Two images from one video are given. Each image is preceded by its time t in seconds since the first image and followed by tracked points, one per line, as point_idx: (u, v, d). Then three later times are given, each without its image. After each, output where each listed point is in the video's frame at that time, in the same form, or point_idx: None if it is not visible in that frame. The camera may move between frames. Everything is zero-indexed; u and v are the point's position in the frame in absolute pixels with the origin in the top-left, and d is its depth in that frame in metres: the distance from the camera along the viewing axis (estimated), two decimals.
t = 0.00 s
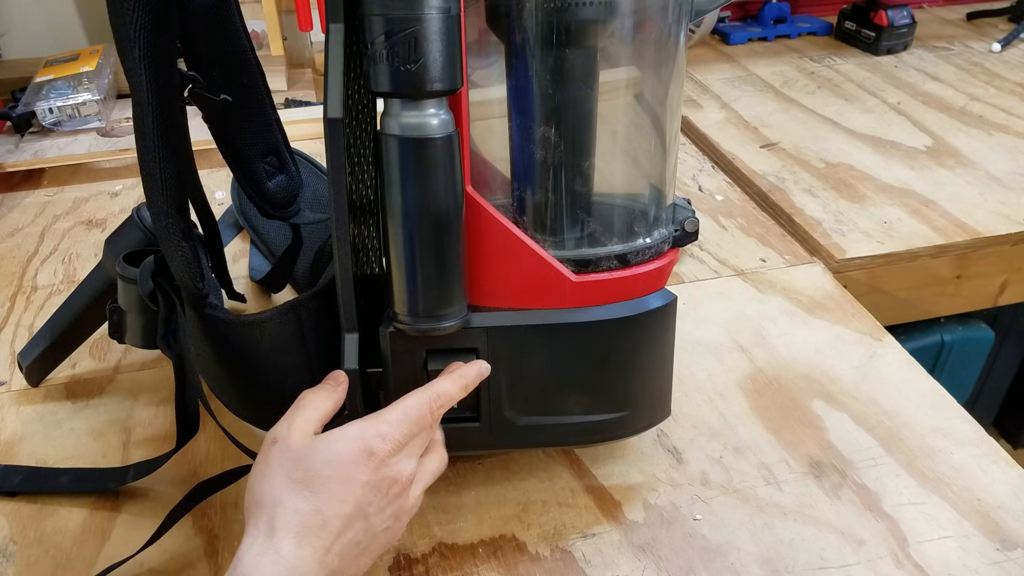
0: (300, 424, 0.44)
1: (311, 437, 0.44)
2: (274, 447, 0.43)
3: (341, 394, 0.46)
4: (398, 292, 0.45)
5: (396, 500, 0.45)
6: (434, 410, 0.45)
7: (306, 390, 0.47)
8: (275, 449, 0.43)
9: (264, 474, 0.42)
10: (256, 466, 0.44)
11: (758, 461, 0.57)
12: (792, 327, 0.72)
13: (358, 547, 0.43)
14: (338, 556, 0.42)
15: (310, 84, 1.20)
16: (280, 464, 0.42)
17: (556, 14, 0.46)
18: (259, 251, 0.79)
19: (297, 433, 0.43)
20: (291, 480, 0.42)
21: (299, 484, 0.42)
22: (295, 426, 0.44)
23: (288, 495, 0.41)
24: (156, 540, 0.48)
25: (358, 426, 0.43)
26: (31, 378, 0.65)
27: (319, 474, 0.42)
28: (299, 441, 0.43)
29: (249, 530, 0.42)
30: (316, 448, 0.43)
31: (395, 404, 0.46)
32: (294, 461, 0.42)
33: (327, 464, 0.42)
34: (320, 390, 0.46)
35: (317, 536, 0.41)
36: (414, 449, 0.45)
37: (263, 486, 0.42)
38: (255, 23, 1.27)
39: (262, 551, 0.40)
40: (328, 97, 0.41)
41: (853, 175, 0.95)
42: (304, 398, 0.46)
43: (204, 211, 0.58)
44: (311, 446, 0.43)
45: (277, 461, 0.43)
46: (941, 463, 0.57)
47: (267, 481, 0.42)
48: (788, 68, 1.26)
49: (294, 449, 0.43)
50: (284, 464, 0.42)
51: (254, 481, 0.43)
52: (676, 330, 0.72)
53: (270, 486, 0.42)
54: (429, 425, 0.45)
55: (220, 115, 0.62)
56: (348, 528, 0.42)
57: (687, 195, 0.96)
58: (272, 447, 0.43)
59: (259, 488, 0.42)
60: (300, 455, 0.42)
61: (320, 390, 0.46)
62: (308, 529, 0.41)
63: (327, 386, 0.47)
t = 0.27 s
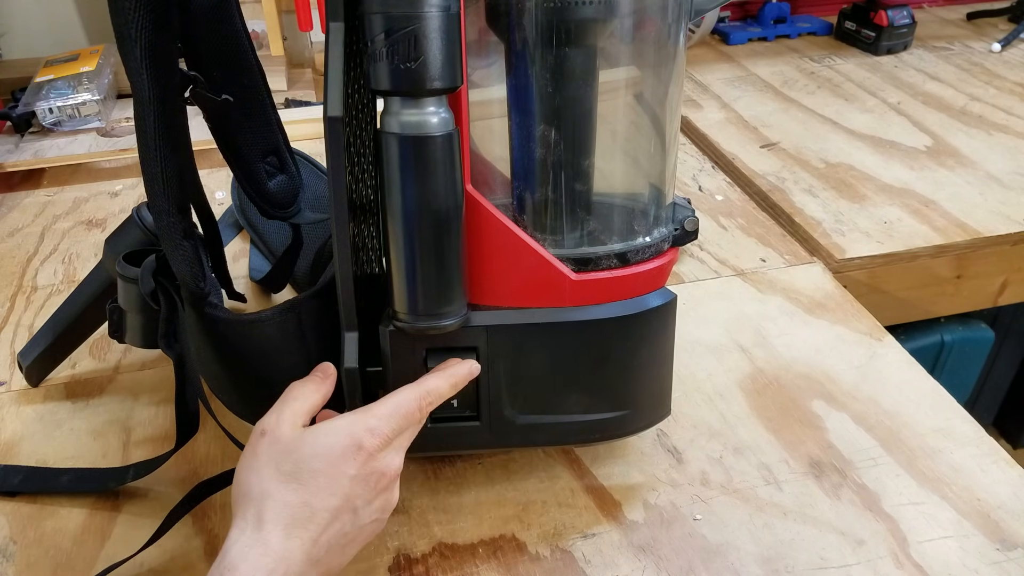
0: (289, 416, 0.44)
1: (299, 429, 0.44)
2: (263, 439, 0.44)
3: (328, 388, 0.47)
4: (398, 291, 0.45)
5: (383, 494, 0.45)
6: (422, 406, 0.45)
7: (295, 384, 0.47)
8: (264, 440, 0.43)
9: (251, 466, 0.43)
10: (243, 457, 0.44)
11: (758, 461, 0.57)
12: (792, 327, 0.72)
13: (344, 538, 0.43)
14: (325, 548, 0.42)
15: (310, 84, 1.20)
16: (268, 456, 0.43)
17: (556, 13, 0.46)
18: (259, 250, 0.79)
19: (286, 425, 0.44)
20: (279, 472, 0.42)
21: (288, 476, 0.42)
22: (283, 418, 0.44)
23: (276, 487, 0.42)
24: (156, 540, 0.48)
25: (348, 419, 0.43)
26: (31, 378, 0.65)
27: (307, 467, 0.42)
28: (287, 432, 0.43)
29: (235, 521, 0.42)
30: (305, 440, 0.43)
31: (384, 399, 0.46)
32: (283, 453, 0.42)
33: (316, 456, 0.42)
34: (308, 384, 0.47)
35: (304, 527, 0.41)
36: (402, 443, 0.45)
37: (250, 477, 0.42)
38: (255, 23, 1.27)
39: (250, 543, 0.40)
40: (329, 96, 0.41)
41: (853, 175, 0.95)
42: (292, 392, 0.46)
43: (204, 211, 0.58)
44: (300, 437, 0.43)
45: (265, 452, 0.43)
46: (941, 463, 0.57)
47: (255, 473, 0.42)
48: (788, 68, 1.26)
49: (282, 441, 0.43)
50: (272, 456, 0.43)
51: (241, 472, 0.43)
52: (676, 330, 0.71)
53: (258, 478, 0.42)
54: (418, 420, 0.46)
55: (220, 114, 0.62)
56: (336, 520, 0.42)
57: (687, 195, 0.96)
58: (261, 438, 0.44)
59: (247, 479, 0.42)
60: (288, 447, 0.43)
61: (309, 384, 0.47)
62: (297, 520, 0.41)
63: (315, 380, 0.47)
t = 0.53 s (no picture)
0: (285, 411, 0.44)
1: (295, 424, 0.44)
2: (259, 433, 0.44)
3: (324, 382, 0.47)
4: (398, 291, 0.45)
5: (376, 491, 0.45)
6: (419, 405, 0.45)
7: (291, 378, 0.47)
8: (260, 435, 0.43)
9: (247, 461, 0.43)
10: (238, 451, 0.45)
11: (758, 461, 0.57)
12: (792, 327, 0.72)
13: (337, 534, 0.44)
14: (318, 543, 0.42)
15: (310, 84, 1.20)
16: (264, 451, 0.43)
17: (556, 13, 0.46)
18: (259, 250, 0.79)
19: (282, 422, 0.44)
20: (275, 467, 0.42)
21: (284, 472, 0.42)
22: (280, 412, 0.44)
23: (271, 482, 0.42)
24: (156, 539, 0.48)
25: (344, 416, 0.43)
26: (31, 378, 0.65)
27: (303, 463, 0.42)
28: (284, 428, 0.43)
29: (230, 515, 0.42)
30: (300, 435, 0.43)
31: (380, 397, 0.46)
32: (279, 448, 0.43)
33: (311, 452, 0.42)
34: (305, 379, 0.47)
35: (299, 523, 0.41)
36: (397, 441, 0.45)
37: (245, 472, 0.43)
38: (255, 23, 1.27)
39: (245, 538, 0.41)
40: (329, 96, 0.41)
41: (853, 175, 0.95)
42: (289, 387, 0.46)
43: (204, 211, 0.58)
44: (296, 433, 0.43)
45: (261, 447, 0.43)
46: (941, 463, 0.57)
47: (250, 467, 0.43)
48: (788, 68, 1.26)
49: (278, 436, 0.43)
50: (267, 451, 0.43)
51: (236, 466, 0.44)
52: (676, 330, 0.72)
53: (254, 473, 0.42)
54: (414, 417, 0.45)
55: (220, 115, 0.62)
56: (329, 516, 0.43)
57: (687, 195, 0.96)
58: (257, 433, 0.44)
59: (242, 474, 0.43)
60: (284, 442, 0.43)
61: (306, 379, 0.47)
62: (291, 516, 0.41)
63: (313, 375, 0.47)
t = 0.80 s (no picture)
0: (304, 409, 0.42)
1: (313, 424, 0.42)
2: (276, 431, 0.41)
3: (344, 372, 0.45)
4: (398, 291, 0.45)
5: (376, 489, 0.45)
6: (430, 413, 0.45)
7: (305, 364, 0.44)
8: (278, 436, 0.41)
9: (261, 460, 0.41)
10: (247, 443, 0.42)
11: (758, 461, 0.57)
12: (793, 327, 0.72)
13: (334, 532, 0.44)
14: (319, 543, 0.43)
15: (310, 84, 1.20)
16: (282, 454, 0.41)
17: (556, 13, 0.46)
18: (259, 250, 0.79)
19: (299, 420, 0.42)
20: (292, 473, 0.41)
21: (301, 479, 0.41)
22: (299, 410, 0.42)
23: (288, 487, 0.41)
24: (156, 540, 0.48)
25: (360, 421, 0.43)
26: (31, 378, 0.65)
27: (320, 470, 0.41)
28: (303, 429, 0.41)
29: (239, 512, 0.41)
30: (319, 440, 0.41)
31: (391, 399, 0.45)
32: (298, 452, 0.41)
33: (330, 463, 0.41)
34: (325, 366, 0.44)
35: (308, 527, 0.41)
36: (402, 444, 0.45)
37: (260, 474, 0.41)
38: (254, 23, 1.27)
39: (256, 542, 0.40)
40: (329, 96, 0.41)
41: (853, 175, 0.95)
42: (304, 376, 0.43)
43: (204, 211, 0.58)
44: (316, 437, 0.41)
45: (278, 449, 0.41)
46: (941, 463, 0.57)
47: (264, 470, 0.41)
48: (788, 68, 1.26)
49: (297, 439, 0.41)
50: (285, 453, 0.41)
51: (248, 462, 0.41)
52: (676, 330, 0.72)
53: (269, 477, 0.41)
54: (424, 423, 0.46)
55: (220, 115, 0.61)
56: (334, 519, 0.43)
57: (687, 195, 0.96)
58: (274, 432, 0.41)
59: (253, 473, 0.41)
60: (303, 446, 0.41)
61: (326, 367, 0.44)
62: (302, 523, 0.41)
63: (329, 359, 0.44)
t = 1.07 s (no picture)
0: (295, 400, 0.42)
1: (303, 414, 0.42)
2: (267, 422, 0.42)
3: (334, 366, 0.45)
4: (398, 291, 0.45)
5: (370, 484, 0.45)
6: (424, 407, 0.45)
7: (295, 359, 0.45)
8: (268, 426, 0.42)
9: (252, 451, 0.41)
10: (239, 436, 0.43)
11: (758, 461, 0.57)
12: (793, 327, 0.72)
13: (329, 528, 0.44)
14: (313, 539, 0.43)
15: (310, 84, 1.20)
16: (273, 443, 0.41)
17: (555, 13, 0.46)
18: (259, 250, 0.79)
19: (290, 410, 0.42)
20: (283, 463, 0.41)
21: (292, 469, 0.41)
22: (290, 400, 0.42)
23: (280, 478, 0.41)
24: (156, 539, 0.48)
25: (351, 412, 0.43)
26: (31, 378, 0.65)
27: (313, 461, 0.41)
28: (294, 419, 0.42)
29: (231, 505, 0.41)
30: (310, 429, 0.42)
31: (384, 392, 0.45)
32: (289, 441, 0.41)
33: (321, 451, 0.41)
34: (315, 361, 0.44)
35: (301, 519, 0.41)
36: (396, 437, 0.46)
37: (251, 464, 0.41)
38: (255, 23, 1.27)
39: (249, 534, 0.40)
40: (329, 96, 0.41)
41: (853, 175, 0.95)
42: (294, 370, 0.44)
43: (204, 211, 0.58)
44: (307, 426, 0.42)
45: (269, 439, 0.41)
46: (941, 463, 0.57)
47: (255, 460, 0.41)
48: (789, 68, 1.26)
49: (288, 429, 0.41)
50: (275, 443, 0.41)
51: (240, 453, 0.42)
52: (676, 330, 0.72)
53: (260, 467, 0.41)
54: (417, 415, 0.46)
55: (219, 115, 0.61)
56: (328, 512, 0.43)
57: (687, 195, 0.96)
58: (265, 422, 0.42)
59: (246, 464, 0.41)
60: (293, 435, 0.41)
61: (317, 361, 0.45)
62: (295, 513, 0.41)
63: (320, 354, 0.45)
